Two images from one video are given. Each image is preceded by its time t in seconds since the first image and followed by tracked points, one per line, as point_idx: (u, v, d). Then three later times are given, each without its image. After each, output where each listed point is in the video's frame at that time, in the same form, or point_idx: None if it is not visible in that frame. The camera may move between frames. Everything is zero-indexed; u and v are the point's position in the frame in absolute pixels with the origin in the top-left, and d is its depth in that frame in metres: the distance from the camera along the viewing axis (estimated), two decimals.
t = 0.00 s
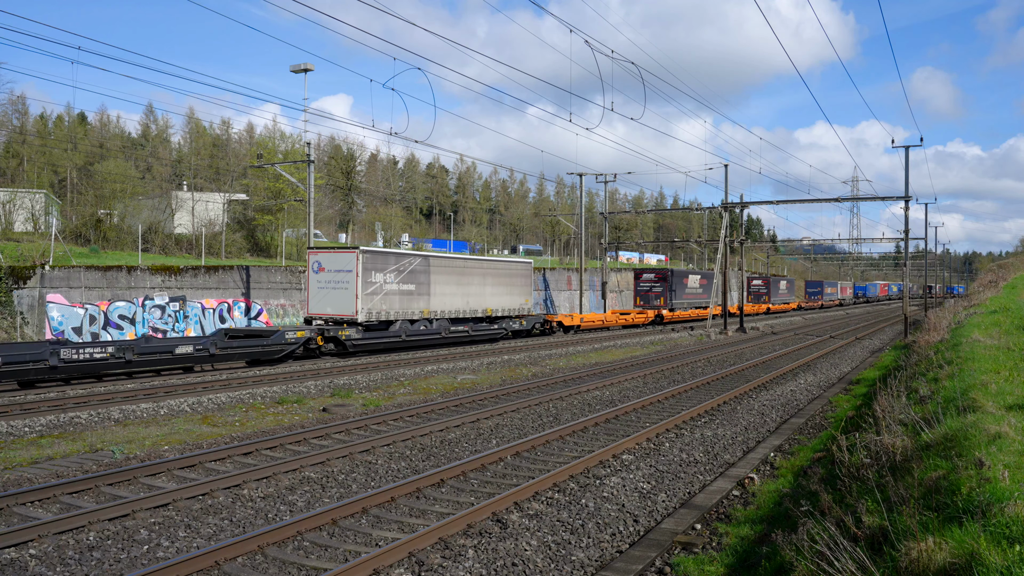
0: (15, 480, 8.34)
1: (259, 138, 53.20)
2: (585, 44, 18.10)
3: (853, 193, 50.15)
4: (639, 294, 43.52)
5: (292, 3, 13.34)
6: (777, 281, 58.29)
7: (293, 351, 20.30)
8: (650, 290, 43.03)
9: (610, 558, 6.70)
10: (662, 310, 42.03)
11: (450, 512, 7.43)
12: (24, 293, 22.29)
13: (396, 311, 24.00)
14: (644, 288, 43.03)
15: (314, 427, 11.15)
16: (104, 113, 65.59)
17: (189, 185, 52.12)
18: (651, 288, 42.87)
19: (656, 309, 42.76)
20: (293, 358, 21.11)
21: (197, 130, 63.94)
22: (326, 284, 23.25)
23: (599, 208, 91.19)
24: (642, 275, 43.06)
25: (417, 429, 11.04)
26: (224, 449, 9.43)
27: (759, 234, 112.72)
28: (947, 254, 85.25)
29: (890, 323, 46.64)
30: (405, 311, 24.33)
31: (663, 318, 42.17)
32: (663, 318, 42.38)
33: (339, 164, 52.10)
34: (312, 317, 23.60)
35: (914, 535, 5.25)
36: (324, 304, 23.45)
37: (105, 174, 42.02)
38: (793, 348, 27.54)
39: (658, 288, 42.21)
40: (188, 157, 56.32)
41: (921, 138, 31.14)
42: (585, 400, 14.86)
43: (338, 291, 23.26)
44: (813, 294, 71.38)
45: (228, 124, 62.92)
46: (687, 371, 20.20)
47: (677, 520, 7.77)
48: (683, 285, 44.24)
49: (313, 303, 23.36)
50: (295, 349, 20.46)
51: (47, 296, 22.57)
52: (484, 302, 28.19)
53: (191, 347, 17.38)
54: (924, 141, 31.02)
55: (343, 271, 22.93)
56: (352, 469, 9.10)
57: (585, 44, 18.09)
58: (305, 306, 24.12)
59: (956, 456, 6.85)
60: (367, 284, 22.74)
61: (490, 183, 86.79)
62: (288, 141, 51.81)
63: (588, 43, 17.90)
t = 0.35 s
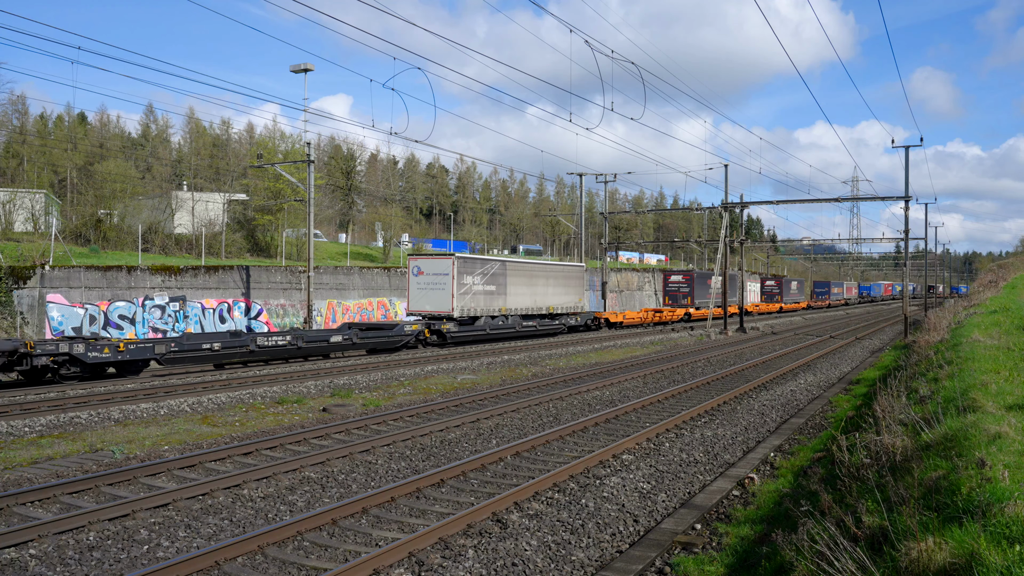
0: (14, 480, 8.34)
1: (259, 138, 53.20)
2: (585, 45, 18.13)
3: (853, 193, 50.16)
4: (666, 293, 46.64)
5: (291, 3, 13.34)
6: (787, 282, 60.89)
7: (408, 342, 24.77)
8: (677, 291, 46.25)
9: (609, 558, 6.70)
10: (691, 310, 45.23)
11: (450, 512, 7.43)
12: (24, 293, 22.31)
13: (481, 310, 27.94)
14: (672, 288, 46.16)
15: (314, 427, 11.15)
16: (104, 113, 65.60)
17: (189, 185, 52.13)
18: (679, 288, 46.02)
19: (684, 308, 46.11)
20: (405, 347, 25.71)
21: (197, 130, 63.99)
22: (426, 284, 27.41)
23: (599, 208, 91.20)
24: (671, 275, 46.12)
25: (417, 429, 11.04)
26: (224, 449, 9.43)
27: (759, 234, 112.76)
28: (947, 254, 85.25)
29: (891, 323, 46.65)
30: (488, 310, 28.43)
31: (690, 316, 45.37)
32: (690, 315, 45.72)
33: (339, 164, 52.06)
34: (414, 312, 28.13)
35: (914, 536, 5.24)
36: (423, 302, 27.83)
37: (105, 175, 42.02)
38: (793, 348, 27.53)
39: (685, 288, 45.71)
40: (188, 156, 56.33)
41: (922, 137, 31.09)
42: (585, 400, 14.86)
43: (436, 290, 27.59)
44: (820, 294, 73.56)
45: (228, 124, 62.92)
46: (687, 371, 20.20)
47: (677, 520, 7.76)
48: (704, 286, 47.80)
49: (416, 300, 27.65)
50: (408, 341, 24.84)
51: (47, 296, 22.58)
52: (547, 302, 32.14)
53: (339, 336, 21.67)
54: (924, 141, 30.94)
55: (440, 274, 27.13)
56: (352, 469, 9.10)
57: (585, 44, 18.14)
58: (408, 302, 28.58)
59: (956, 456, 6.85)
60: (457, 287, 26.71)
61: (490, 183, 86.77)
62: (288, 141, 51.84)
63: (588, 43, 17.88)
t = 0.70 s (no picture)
0: (15, 480, 8.34)
1: (259, 138, 53.22)
2: (585, 44, 18.14)
3: (853, 193, 50.14)
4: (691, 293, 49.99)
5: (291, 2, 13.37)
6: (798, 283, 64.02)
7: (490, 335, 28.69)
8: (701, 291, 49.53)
9: (610, 558, 6.70)
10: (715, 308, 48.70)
11: (450, 512, 7.43)
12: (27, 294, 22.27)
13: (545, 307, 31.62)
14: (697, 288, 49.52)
15: (314, 427, 11.15)
16: (103, 113, 65.57)
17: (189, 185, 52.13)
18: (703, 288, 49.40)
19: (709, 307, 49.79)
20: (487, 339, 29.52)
21: (197, 130, 63.94)
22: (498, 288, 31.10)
23: (599, 208, 91.21)
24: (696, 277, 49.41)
25: (417, 429, 11.04)
26: (224, 449, 9.43)
27: (759, 234, 112.82)
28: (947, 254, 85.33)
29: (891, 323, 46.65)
30: (550, 307, 31.85)
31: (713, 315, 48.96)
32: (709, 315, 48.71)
33: (339, 164, 52.05)
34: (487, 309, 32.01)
35: (913, 535, 5.25)
36: (496, 301, 31.25)
37: (105, 174, 42.03)
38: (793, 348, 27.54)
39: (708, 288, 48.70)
40: (188, 156, 56.31)
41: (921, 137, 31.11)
42: (585, 400, 14.86)
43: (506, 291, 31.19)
44: (828, 294, 75.82)
45: (228, 124, 62.91)
46: (687, 371, 20.20)
47: (677, 520, 7.77)
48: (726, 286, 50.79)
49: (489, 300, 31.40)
50: (491, 334, 28.68)
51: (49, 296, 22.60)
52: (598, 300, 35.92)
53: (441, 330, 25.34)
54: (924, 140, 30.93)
55: (512, 276, 30.76)
56: (352, 469, 9.10)
57: (585, 44, 18.15)
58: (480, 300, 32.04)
59: (956, 456, 6.85)
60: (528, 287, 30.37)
61: (490, 183, 86.79)
62: (288, 141, 51.83)
63: (588, 43, 17.92)
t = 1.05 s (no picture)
0: (14, 480, 8.33)
1: (259, 138, 53.25)
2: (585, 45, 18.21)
3: (853, 193, 50.11)
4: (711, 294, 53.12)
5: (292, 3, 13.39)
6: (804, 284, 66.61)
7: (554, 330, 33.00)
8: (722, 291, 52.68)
9: (610, 559, 6.70)
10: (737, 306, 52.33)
11: (450, 512, 7.43)
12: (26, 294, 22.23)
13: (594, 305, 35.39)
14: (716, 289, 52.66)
15: (314, 427, 11.15)
16: (104, 113, 65.60)
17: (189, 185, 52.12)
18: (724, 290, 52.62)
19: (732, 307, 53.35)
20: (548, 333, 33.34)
21: (197, 130, 63.94)
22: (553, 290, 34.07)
23: (599, 208, 91.26)
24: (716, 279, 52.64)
25: (417, 429, 11.04)
26: (224, 449, 9.43)
27: (759, 234, 112.89)
28: (947, 254, 85.42)
29: (891, 323, 46.66)
30: (600, 305, 35.74)
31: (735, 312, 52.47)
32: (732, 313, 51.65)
33: (339, 164, 52.06)
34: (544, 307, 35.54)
35: (914, 535, 5.25)
36: (553, 300, 35.07)
37: (105, 174, 42.03)
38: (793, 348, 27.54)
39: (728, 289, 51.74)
40: (188, 157, 56.33)
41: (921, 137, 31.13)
42: (585, 400, 14.86)
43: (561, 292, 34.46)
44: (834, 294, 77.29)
45: (228, 124, 62.92)
46: (687, 371, 20.20)
47: (677, 520, 7.77)
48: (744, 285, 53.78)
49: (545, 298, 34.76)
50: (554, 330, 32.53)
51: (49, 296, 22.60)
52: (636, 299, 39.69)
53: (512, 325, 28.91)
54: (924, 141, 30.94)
55: (566, 278, 34.52)
56: (352, 469, 9.10)
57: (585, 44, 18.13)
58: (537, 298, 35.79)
59: (956, 456, 6.85)
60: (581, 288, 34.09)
61: (490, 183, 86.77)
62: (288, 141, 51.85)
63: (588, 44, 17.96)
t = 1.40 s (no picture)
0: (14, 480, 8.33)
1: (259, 138, 53.26)
2: (586, 45, 18.22)
3: (853, 193, 50.02)
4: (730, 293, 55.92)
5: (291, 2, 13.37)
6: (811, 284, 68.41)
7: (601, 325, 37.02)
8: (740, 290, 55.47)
9: (609, 559, 6.70)
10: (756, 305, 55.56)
11: (450, 512, 7.43)
12: (24, 293, 22.23)
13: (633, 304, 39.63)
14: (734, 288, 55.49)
15: (314, 427, 11.15)
16: (104, 113, 65.64)
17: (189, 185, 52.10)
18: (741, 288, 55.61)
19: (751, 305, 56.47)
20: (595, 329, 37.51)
21: (197, 130, 64.03)
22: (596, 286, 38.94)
23: (599, 208, 91.29)
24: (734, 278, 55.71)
25: (417, 430, 11.04)
26: (224, 449, 9.43)
27: (759, 234, 112.91)
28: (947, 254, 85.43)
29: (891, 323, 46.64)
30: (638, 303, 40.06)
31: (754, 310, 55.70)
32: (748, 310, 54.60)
33: (339, 164, 52.05)
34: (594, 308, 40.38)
35: (914, 535, 5.25)
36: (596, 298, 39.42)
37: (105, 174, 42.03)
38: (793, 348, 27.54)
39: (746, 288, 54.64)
40: (188, 157, 56.34)
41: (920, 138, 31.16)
42: (585, 400, 14.86)
43: (604, 291, 39.36)
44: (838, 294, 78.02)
45: (228, 124, 62.93)
46: (687, 371, 20.20)
47: (677, 520, 7.76)
48: (759, 285, 56.57)
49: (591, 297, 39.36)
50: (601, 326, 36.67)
51: (47, 296, 22.58)
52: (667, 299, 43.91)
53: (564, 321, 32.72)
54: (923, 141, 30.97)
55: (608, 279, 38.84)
56: (352, 469, 9.10)
57: (586, 45, 18.13)
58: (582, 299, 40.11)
59: (956, 456, 6.85)
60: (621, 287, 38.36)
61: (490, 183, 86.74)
62: (288, 141, 51.85)
63: (587, 44, 17.97)
